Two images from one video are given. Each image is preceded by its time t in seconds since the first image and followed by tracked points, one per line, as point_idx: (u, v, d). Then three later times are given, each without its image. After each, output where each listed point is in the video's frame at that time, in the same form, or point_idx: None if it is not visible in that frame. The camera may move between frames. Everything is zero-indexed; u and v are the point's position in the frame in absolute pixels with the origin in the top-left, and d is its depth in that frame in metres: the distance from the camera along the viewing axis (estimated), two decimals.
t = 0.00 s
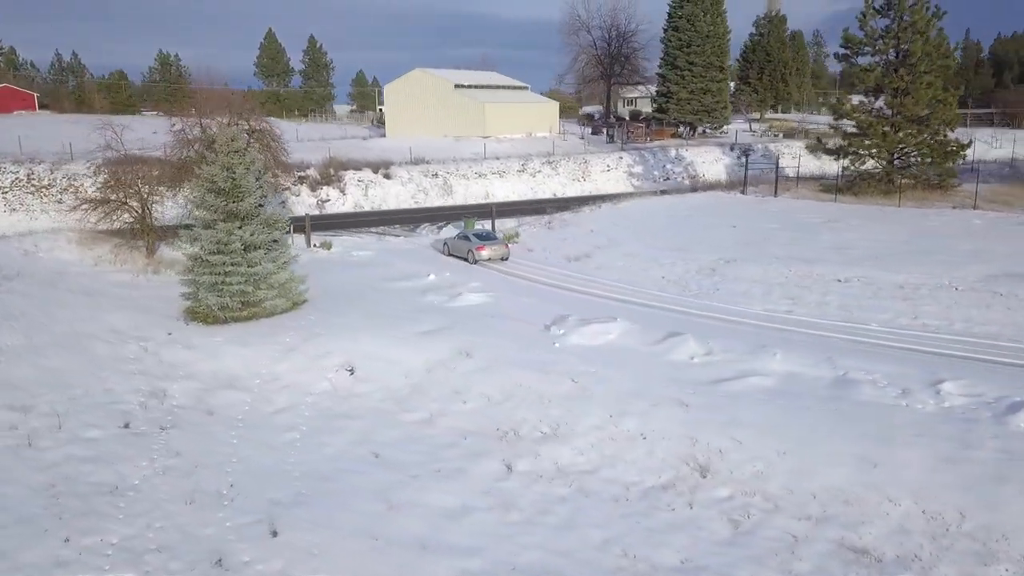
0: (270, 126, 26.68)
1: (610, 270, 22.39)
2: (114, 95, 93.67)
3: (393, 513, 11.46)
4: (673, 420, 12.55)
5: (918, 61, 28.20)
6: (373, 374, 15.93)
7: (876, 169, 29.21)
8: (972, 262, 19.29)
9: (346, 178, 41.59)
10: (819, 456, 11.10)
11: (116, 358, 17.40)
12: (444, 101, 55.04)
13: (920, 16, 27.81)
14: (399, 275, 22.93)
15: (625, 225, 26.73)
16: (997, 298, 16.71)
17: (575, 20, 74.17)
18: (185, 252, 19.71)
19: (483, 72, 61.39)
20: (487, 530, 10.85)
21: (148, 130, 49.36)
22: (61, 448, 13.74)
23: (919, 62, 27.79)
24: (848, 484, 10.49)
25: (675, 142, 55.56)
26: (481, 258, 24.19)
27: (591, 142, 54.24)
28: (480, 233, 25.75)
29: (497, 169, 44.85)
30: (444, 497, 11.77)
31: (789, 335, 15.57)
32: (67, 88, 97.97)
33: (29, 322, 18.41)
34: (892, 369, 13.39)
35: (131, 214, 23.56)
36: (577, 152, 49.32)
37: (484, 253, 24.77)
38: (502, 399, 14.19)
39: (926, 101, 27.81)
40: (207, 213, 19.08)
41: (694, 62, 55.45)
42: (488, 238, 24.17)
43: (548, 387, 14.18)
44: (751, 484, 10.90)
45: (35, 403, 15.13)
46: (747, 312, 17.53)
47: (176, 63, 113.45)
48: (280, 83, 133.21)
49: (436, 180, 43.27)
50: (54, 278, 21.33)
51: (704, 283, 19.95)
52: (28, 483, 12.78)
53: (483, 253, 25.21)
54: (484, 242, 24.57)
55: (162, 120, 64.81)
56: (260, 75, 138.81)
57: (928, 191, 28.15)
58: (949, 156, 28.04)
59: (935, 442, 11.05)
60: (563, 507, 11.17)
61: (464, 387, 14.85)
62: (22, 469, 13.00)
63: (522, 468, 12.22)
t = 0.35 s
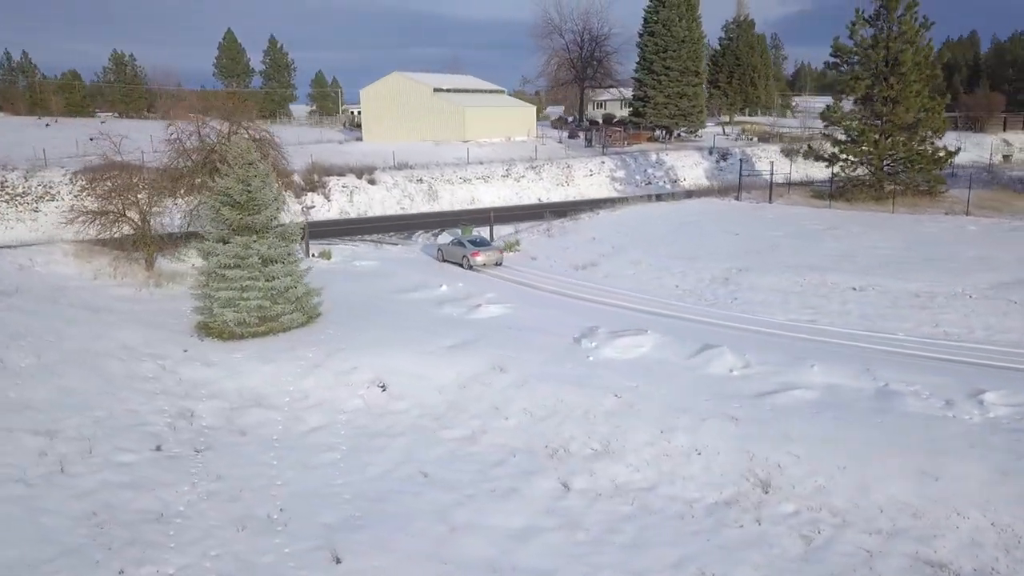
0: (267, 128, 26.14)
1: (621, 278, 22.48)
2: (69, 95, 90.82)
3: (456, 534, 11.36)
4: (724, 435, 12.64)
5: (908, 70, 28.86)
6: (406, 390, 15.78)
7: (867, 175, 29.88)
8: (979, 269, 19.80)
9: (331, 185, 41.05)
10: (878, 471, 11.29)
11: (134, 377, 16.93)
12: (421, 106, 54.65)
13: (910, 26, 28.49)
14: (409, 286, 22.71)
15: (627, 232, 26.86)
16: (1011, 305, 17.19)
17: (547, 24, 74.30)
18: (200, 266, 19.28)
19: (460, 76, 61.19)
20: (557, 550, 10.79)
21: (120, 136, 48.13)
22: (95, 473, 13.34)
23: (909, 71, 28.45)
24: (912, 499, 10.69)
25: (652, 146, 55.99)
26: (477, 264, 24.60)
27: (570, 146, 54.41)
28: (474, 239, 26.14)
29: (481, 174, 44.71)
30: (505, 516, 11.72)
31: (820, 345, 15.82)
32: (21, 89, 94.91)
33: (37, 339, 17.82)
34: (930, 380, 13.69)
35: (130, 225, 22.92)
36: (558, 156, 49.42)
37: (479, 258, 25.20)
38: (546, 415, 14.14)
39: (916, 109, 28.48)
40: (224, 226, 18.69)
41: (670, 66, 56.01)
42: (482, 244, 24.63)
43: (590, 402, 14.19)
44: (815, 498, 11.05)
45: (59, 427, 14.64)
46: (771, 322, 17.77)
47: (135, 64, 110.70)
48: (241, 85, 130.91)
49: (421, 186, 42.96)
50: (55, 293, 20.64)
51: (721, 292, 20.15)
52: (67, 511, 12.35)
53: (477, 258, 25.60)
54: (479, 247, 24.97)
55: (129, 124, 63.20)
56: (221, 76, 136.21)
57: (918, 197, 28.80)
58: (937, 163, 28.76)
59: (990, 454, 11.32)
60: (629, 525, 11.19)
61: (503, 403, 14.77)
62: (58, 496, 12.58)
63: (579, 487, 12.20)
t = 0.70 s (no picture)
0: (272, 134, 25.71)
1: (637, 288, 22.61)
2: (29, 96, 88.21)
3: (527, 554, 11.33)
4: (781, 450, 12.79)
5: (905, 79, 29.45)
6: (446, 407, 15.70)
7: (863, 182, 30.48)
8: (992, 277, 20.27)
9: (322, 191, 40.51)
10: (940, 484, 11.52)
11: (162, 397, 16.59)
12: (407, 110, 54.28)
13: (908, 37, 29.08)
14: (425, 298, 22.58)
15: (635, 241, 27.00)
16: None
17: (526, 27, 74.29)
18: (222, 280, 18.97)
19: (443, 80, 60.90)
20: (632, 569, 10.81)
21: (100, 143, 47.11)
22: (142, 499, 13.06)
23: (907, 80, 29.04)
24: (978, 513, 10.93)
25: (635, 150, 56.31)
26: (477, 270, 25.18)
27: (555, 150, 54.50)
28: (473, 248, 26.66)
29: (472, 179, 44.56)
30: (572, 536, 11.72)
31: (855, 356, 16.08)
32: None
33: (58, 358, 17.36)
34: (971, 391, 14.00)
35: (138, 237, 22.42)
36: (546, 161, 49.45)
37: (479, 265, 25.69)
38: (595, 431, 14.17)
39: (912, 118, 29.08)
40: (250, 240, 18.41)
41: (653, 71, 56.44)
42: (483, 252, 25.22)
43: (639, 418, 14.25)
44: (881, 513, 11.23)
45: (96, 451, 14.30)
46: (798, 332, 18.03)
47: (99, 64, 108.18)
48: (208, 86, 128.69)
49: (412, 192, 42.67)
50: (66, 310, 20.09)
51: (742, 303, 20.38)
52: (119, 539, 12.05)
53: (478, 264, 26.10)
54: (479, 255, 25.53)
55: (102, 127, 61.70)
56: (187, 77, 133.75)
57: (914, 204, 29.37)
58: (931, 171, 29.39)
59: None
60: (699, 543, 11.26)
61: (549, 419, 14.76)
62: (108, 524, 12.26)
63: (641, 504, 12.25)
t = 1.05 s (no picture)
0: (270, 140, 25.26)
1: (646, 297, 22.80)
2: None
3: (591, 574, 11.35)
4: (826, 463, 13.03)
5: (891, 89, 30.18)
6: (481, 422, 15.64)
7: (849, 188, 31.14)
8: (990, 283, 20.91)
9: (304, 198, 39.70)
10: (989, 494, 11.86)
11: (185, 419, 16.21)
12: (384, 115, 53.87)
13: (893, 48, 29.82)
14: (435, 310, 22.45)
15: (634, 249, 27.19)
16: None
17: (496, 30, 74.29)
18: (237, 297, 18.60)
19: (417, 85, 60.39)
20: None
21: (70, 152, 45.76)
22: (184, 526, 12.75)
23: (893, 90, 29.76)
24: None
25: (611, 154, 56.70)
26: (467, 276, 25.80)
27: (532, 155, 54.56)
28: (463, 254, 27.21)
29: (453, 185, 44.38)
30: (633, 554, 11.77)
31: (877, 365, 16.46)
32: None
33: (72, 380, 16.84)
34: (999, 400, 14.42)
35: (137, 251, 21.84)
36: (525, 166, 49.49)
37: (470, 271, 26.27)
38: (637, 446, 14.26)
39: (898, 127, 29.83)
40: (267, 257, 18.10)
41: (628, 76, 56.87)
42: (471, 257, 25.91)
43: (678, 432, 14.39)
44: (935, 524, 11.51)
45: (128, 478, 13.92)
46: (815, 342, 18.38)
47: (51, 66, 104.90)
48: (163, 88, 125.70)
49: (395, 199, 42.32)
50: (70, 328, 19.51)
51: (754, 312, 20.70)
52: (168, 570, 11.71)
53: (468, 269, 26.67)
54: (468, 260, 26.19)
55: (64, 131, 59.82)
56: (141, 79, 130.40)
57: (899, 210, 30.15)
58: (915, 179, 30.20)
59: None
60: (762, 558, 11.40)
61: (588, 434, 14.82)
62: (155, 555, 11.92)
63: (696, 520, 12.37)
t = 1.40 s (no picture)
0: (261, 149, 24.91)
1: (648, 305, 23.04)
2: None
3: None
4: (863, 471, 13.37)
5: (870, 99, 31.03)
6: (511, 437, 15.63)
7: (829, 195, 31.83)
8: (982, 288, 21.68)
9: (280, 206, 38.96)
10: None
11: (206, 440, 15.84)
12: (353, 120, 53.11)
13: (872, 58, 30.65)
14: (440, 321, 22.32)
15: (629, 256, 27.44)
16: None
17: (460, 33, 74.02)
18: (250, 313, 18.25)
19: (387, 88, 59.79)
20: None
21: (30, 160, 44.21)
22: (228, 554, 12.39)
23: (872, 99, 30.60)
24: None
25: (582, 158, 57.06)
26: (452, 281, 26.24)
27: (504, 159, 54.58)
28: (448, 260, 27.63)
29: (431, 191, 44.14)
30: (688, 569, 11.90)
31: (891, 372, 16.93)
32: None
33: (84, 404, 16.27)
34: (1015, 405, 14.97)
35: (133, 266, 21.26)
36: (499, 171, 49.48)
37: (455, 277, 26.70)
38: (673, 460, 14.43)
39: (877, 135, 30.69)
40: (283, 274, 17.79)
41: (597, 81, 57.28)
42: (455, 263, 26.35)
43: (712, 444, 14.60)
44: (978, 530, 11.93)
45: (160, 505, 13.54)
46: (825, 349, 18.82)
47: None
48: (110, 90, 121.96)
49: (373, 205, 41.88)
50: (71, 347, 18.89)
51: (759, 319, 21.10)
52: None
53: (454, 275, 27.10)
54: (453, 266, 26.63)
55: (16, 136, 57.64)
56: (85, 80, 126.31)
57: (879, 216, 31.02)
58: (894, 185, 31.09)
59: None
60: (816, 568, 11.64)
61: (622, 448, 14.93)
62: None
63: (744, 533, 12.57)
